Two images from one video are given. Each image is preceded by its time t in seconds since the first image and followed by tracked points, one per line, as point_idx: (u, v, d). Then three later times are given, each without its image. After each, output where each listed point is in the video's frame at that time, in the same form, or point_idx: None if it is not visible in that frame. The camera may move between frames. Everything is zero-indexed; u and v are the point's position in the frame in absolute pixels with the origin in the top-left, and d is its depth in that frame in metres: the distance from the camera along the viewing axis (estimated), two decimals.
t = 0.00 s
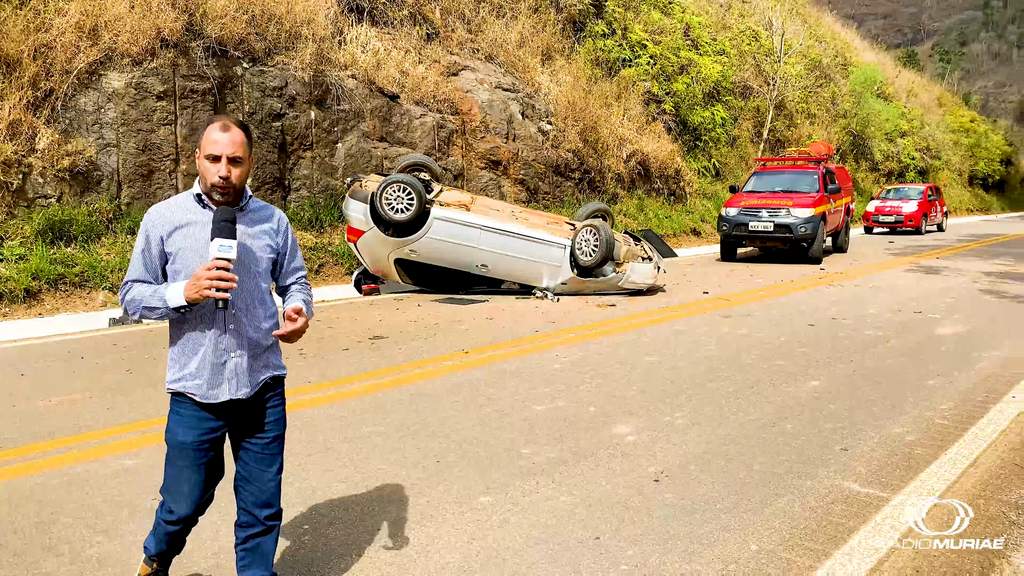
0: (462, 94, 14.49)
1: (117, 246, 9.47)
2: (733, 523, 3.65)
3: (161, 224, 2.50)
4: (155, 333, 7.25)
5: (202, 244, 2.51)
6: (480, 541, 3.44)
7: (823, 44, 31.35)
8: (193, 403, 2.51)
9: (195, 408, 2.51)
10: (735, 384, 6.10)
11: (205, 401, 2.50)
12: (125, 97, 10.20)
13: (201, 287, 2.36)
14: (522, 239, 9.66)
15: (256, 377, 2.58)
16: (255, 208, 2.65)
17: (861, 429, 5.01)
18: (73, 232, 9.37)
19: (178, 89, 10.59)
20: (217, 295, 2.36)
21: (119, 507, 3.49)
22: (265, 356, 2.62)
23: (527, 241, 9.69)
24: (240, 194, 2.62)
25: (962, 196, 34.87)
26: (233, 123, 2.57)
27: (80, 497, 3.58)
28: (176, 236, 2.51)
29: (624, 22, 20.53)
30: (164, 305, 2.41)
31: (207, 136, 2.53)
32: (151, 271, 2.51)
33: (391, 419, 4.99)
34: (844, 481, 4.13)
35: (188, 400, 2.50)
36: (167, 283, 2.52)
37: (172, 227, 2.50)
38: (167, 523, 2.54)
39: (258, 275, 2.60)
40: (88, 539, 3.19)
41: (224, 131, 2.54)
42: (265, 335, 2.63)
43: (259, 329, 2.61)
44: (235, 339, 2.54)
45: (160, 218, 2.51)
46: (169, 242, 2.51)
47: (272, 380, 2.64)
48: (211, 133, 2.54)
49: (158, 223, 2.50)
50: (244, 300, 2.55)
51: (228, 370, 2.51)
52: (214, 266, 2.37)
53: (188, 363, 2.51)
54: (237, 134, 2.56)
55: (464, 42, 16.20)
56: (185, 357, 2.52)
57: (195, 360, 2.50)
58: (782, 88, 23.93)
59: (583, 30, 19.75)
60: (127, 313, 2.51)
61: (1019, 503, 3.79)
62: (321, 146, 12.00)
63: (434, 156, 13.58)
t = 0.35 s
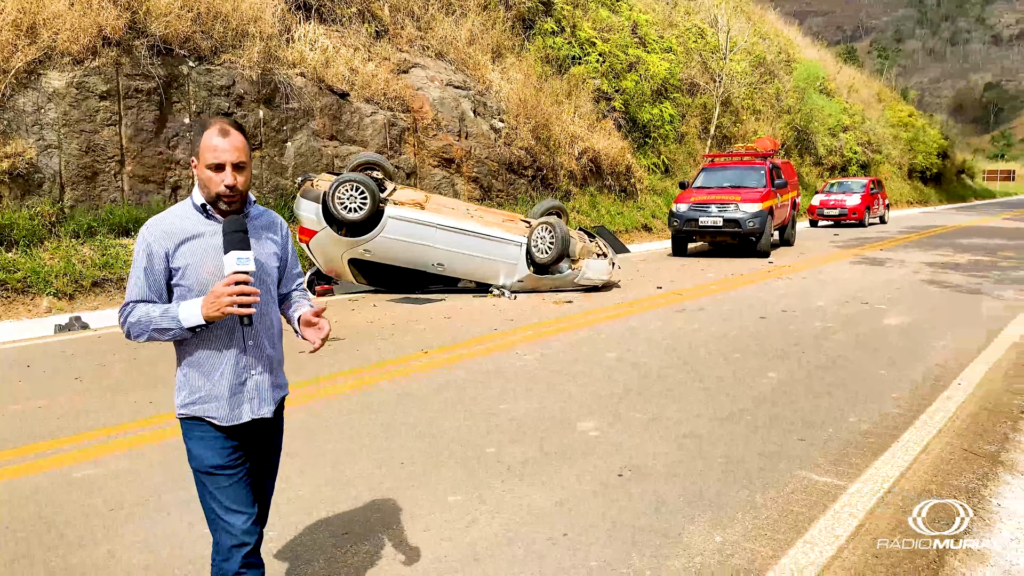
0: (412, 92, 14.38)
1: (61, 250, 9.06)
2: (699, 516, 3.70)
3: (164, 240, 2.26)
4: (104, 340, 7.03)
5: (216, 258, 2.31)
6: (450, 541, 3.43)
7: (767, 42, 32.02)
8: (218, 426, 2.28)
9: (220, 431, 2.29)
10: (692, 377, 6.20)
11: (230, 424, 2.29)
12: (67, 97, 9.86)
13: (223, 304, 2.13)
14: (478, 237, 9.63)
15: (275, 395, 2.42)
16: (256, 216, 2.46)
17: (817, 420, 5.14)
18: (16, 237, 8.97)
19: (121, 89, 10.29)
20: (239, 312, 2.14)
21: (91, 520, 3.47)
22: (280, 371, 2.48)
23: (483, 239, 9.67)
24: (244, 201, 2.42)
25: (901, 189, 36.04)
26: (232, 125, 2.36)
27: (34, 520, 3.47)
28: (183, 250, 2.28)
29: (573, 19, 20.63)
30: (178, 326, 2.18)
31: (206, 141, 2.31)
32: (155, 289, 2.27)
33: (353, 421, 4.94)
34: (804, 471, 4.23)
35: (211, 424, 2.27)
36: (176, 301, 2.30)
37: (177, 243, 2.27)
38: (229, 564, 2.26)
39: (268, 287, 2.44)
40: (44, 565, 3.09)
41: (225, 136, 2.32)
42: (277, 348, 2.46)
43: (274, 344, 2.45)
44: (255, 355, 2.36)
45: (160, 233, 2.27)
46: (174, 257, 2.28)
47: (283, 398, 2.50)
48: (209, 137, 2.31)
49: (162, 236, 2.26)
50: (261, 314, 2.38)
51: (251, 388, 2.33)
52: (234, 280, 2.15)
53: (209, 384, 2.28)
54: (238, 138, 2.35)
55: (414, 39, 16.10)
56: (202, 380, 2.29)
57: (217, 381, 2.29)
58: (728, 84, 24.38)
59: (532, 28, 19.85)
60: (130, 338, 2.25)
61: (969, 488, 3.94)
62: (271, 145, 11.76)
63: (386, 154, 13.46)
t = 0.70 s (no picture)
0: (362, 91, 14.24)
1: None
2: (659, 511, 3.76)
3: (163, 256, 2.03)
4: (48, 348, 6.78)
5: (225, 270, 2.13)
6: (413, 544, 3.41)
7: (712, 40, 32.62)
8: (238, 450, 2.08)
9: (240, 457, 2.09)
10: (649, 373, 6.30)
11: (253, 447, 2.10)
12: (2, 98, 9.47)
13: (252, 317, 1.94)
14: (432, 237, 9.59)
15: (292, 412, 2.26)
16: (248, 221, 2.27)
17: (769, 411, 5.27)
18: None
19: (60, 89, 9.94)
20: (270, 324, 1.96)
21: (42, 536, 3.35)
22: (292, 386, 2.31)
23: (437, 238, 9.62)
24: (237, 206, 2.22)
25: (842, 184, 37.14)
26: (217, 124, 2.15)
27: None
28: (185, 264, 2.07)
29: (522, 18, 20.65)
30: (198, 348, 1.95)
31: (193, 145, 2.08)
32: (154, 311, 2.03)
33: (312, 425, 4.87)
34: (760, 464, 4.33)
35: (232, 448, 2.07)
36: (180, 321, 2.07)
37: (178, 259, 2.05)
38: None
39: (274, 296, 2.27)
40: None
41: (217, 137, 2.11)
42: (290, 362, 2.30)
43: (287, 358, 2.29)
44: (273, 371, 2.19)
45: (157, 250, 2.03)
46: (175, 275, 2.06)
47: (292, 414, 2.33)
48: (199, 139, 2.09)
49: (160, 252, 2.03)
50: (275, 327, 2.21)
51: (271, 406, 2.17)
52: (259, 291, 1.97)
53: (226, 406, 2.07)
54: (228, 138, 2.14)
55: (362, 38, 15.96)
56: (218, 403, 2.07)
57: (237, 402, 2.09)
58: (674, 82, 24.76)
59: (481, 26, 19.86)
60: (128, 368, 1.98)
61: (917, 474, 4.09)
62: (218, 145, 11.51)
63: (336, 153, 13.30)
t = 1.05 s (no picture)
0: (317, 90, 14.04)
1: None
2: (622, 507, 3.80)
3: (148, 262, 1.94)
4: None
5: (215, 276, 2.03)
6: (376, 546, 3.39)
7: (667, 40, 33.02)
8: (221, 474, 2.00)
9: (224, 481, 2.01)
10: (610, 370, 6.37)
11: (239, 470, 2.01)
12: None
13: (239, 327, 1.84)
14: (390, 237, 9.52)
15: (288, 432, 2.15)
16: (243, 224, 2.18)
17: (727, 406, 5.38)
18: None
19: (4, 88, 9.61)
20: (260, 334, 1.87)
21: None
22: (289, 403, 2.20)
23: (395, 238, 9.56)
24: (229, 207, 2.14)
25: (793, 181, 37.98)
26: (208, 119, 2.08)
27: None
28: (171, 272, 1.97)
29: (477, 17, 20.60)
30: (182, 360, 1.86)
31: (183, 142, 2.02)
32: (140, 322, 1.95)
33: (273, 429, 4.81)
34: (720, 458, 4.42)
35: (212, 473, 1.99)
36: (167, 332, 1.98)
37: (164, 265, 1.96)
38: None
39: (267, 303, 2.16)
40: None
41: (203, 132, 2.04)
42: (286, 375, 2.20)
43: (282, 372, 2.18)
44: (265, 389, 2.08)
45: (142, 255, 1.94)
46: (162, 283, 1.96)
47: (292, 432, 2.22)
48: (184, 135, 2.03)
49: (146, 259, 1.94)
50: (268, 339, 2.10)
51: (262, 427, 2.06)
52: (247, 298, 1.87)
53: (209, 427, 1.98)
54: (216, 132, 2.07)
55: (316, 36, 15.78)
56: (203, 422, 1.98)
57: (222, 423, 1.99)
58: (629, 82, 24.99)
59: (437, 25, 19.78)
60: (110, 381, 1.90)
61: (874, 465, 4.22)
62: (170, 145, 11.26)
63: (292, 153, 13.10)
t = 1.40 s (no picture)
0: (281, 87, 13.87)
1: None
2: (593, 504, 3.84)
3: (163, 260, 1.95)
4: None
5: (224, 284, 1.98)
6: (350, 546, 3.39)
7: (632, 40, 33.30)
8: (215, 487, 1.97)
9: (218, 495, 1.97)
10: (579, 368, 6.42)
11: (231, 486, 1.96)
12: None
13: (222, 339, 1.81)
14: (358, 235, 9.42)
15: (295, 454, 2.04)
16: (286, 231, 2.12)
17: (696, 402, 5.45)
18: None
19: None
20: (243, 349, 1.83)
21: None
22: (304, 423, 2.10)
23: (364, 237, 9.48)
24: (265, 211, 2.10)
25: (756, 180, 38.53)
26: (248, 119, 2.08)
27: None
28: (186, 274, 1.96)
29: (443, 15, 20.51)
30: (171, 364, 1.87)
31: (217, 141, 2.03)
32: (155, 319, 1.98)
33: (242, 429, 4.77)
34: (689, 454, 4.49)
35: (205, 484, 1.96)
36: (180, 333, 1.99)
37: (179, 264, 1.95)
38: None
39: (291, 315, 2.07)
40: None
41: (235, 132, 2.04)
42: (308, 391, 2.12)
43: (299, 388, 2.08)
44: (268, 405, 2.00)
45: (159, 251, 1.96)
46: (177, 282, 1.96)
47: (308, 453, 2.10)
48: (219, 134, 2.04)
49: (164, 257, 1.94)
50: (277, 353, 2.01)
51: (259, 445, 1.97)
52: (237, 311, 1.83)
53: (205, 436, 1.95)
54: (252, 133, 2.07)
55: (280, 33, 15.60)
56: (201, 430, 1.96)
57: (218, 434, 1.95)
58: (596, 81, 25.11)
59: (403, 23, 19.67)
60: (121, 373, 1.96)
61: (840, 459, 4.32)
62: (131, 144, 11.07)
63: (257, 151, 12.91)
